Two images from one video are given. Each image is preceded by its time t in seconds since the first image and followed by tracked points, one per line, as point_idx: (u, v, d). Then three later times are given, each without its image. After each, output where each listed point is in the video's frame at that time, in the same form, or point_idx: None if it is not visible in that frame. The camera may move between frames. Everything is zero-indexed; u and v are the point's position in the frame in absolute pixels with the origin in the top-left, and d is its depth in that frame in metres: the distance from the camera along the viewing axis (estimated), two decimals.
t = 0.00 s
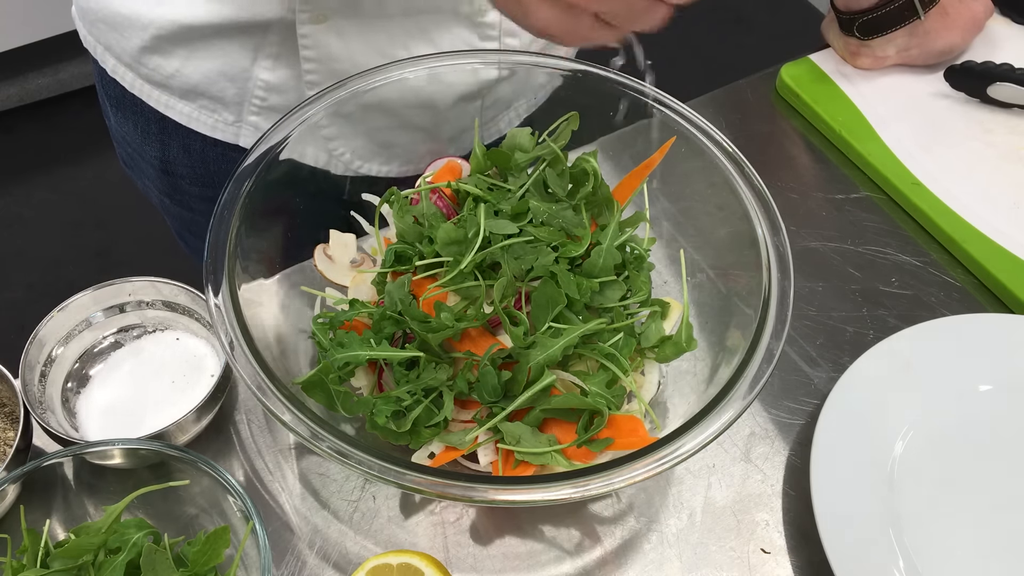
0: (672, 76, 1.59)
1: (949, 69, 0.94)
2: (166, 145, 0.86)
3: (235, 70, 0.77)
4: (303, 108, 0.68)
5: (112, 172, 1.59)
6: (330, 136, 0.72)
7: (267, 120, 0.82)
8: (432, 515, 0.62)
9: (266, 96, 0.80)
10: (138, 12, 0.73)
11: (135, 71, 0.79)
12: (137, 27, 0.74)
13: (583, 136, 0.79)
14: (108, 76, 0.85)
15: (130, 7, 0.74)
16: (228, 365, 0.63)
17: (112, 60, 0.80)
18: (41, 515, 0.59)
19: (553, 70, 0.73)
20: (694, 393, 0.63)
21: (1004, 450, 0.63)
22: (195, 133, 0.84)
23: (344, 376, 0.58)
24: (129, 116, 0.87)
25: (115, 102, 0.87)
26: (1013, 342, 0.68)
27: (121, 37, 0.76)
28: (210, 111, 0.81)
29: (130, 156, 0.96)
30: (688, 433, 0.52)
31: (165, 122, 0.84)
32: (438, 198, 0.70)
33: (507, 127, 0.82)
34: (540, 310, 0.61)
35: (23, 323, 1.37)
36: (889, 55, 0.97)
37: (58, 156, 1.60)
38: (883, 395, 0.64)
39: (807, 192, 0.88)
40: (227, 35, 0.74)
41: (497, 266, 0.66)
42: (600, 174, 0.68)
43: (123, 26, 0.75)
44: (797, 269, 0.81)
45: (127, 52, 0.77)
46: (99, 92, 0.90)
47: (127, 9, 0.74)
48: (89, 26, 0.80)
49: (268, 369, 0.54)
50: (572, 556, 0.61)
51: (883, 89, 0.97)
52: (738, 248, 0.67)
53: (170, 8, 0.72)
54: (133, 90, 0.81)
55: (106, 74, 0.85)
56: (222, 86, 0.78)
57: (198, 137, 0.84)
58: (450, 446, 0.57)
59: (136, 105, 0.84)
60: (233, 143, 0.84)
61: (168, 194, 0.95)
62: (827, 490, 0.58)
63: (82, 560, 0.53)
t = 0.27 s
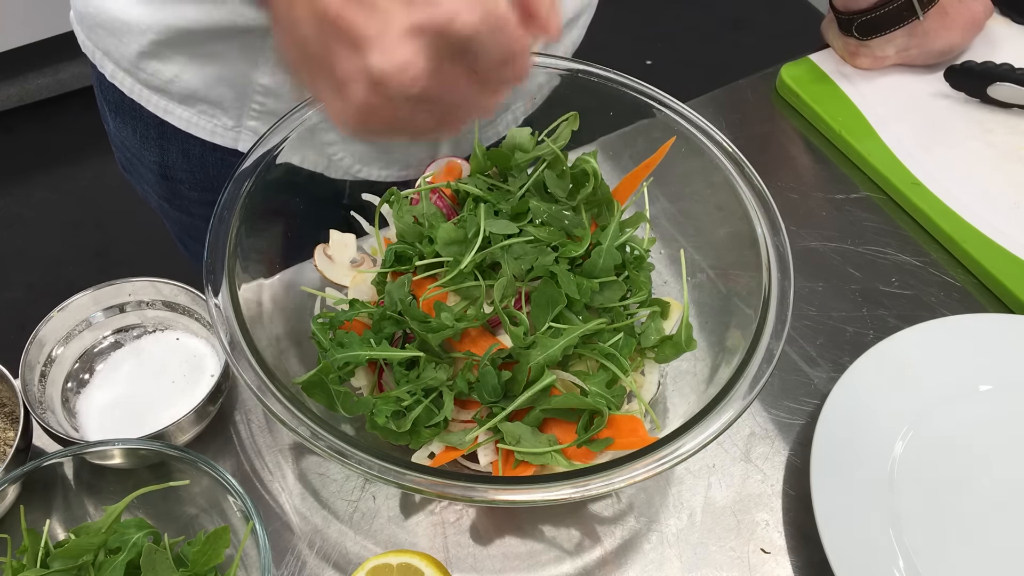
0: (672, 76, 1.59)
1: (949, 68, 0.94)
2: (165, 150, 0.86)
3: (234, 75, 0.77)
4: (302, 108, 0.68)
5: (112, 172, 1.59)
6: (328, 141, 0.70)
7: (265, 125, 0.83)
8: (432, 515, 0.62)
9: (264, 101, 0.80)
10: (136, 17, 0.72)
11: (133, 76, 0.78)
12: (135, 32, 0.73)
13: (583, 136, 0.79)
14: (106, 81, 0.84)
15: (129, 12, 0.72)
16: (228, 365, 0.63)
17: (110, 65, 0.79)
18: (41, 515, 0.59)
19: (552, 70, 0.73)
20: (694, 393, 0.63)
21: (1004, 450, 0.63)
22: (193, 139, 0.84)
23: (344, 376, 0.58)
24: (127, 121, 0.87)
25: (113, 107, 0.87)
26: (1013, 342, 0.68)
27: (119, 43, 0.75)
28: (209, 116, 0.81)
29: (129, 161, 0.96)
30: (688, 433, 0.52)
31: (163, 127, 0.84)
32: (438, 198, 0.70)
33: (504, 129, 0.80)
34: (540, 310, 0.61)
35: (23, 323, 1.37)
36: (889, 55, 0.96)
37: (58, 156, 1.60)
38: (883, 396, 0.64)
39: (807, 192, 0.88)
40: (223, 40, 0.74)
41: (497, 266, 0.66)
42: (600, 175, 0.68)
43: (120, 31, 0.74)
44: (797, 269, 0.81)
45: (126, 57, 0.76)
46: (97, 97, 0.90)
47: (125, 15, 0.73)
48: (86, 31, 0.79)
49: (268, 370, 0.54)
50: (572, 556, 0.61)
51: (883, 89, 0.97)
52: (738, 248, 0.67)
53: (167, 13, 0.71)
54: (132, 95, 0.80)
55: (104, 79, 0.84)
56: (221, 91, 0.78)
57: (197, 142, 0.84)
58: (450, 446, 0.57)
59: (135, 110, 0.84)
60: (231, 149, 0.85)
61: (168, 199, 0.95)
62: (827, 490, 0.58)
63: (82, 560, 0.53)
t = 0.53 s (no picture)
0: (672, 76, 1.59)
1: (949, 69, 0.94)
2: (161, 145, 0.86)
3: (230, 72, 0.77)
4: (301, 108, 0.68)
5: (112, 172, 1.59)
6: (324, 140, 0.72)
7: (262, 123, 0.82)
8: (432, 515, 0.62)
9: (260, 99, 0.80)
10: (134, 12, 0.73)
11: (130, 71, 0.79)
12: (132, 27, 0.74)
13: (583, 137, 0.78)
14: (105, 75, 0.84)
15: (127, 7, 0.73)
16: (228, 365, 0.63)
17: (108, 60, 0.80)
18: (41, 515, 0.59)
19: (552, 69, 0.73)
20: (694, 393, 0.63)
21: (1004, 450, 0.63)
22: (189, 134, 0.83)
23: (344, 376, 0.58)
24: (125, 116, 0.86)
25: (111, 101, 0.87)
26: (1013, 342, 0.68)
27: (116, 37, 0.76)
28: (205, 112, 0.81)
29: (127, 156, 0.95)
30: (689, 433, 0.52)
31: (160, 122, 0.83)
32: (438, 198, 0.70)
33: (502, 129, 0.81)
34: (540, 310, 0.61)
35: (23, 323, 1.37)
36: (889, 55, 0.96)
37: (58, 156, 1.60)
38: (882, 396, 0.64)
39: (807, 192, 0.88)
40: (221, 38, 0.74)
41: (497, 266, 0.66)
42: (600, 174, 0.68)
43: (118, 26, 0.75)
44: (797, 269, 0.81)
45: (122, 51, 0.77)
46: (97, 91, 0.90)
47: (123, 11, 0.74)
48: (84, 25, 0.79)
49: (268, 370, 0.54)
50: (572, 556, 0.61)
51: (883, 89, 0.97)
52: (738, 247, 0.67)
53: (164, 11, 0.72)
54: (128, 89, 0.81)
55: (104, 74, 0.85)
56: (216, 88, 0.78)
57: (192, 137, 0.84)
58: (450, 446, 0.57)
59: (132, 104, 0.84)
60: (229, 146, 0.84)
61: (165, 194, 0.95)
62: (827, 490, 0.58)
63: (82, 560, 0.53)
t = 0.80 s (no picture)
0: (673, 76, 1.59)
1: (949, 69, 0.94)
2: (167, 148, 0.86)
3: (236, 74, 0.77)
4: (303, 107, 0.68)
5: (112, 171, 1.59)
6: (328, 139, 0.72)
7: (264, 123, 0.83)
8: (432, 515, 0.62)
9: (260, 98, 0.80)
10: (139, 15, 0.73)
11: (135, 75, 0.79)
12: (138, 30, 0.73)
13: (583, 136, 0.79)
14: (109, 79, 0.84)
15: (133, 10, 0.73)
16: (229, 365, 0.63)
17: (113, 63, 0.79)
18: (41, 515, 0.59)
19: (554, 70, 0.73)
20: (694, 393, 0.63)
21: (1004, 450, 0.62)
22: (194, 137, 0.84)
23: (344, 376, 0.58)
24: (130, 119, 0.87)
25: (116, 105, 0.87)
26: (1012, 342, 0.68)
27: (122, 41, 0.75)
28: (211, 115, 0.81)
29: (131, 159, 0.95)
30: (689, 433, 0.52)
31: (165, 125, 0.84)
32: (438, 198, 0.71)
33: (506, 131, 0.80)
34: (540, 310, 0.61)
35: (23, 323, 1.37)
36: (889, 54, 0.96)
37: (58, 156, 1.60)
38: (882, 396, 0.64)
39: (807, 192, 0.88)
40: (226, 39, 0.74)
41: (497, 266, 0.66)
42: (600, 175, 0.68)
43: (124, 30, 0.74)
44: (797, 269, 0.81)
45: (128, 55, 0.76)
46: (100, 94, 0.90)
47: (129, 14, 0.73)
48: (89, 29, 0.79)
49: (268, 370, 0.54)
50: (572, 556, 0.61)
51: (883, 89, 0.97)
52: (738, 248, 0.67)
53: (171, 13, 0.72)
54: (133, 93, 0.80)
55: (108, 78, 0.84)
56: (223, 91, 0.78)
57: (198, 140, 0.84)
58: (450, 446, 0.57)
59: (138, 107, 0.84)
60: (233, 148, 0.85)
61: (169, 197, 0.95)
62: (827, 490, 0.58)
63: (82, 560, 0.53)
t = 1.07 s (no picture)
0: (673, 76, 1.59)
1: (949, 68, 0.94)
2: (184, 158, 0.87)
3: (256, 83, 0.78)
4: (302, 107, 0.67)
5: (112, 171, 1.59)
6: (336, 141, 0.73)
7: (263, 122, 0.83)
8: (432, 515, 0.62)
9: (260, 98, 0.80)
10: (154, 26, 0.72)
11: (153, 85, 0.79)
12: (156, 42, 0.73)
13: (583, 136, 0.78)
14: (124, 90, 0.84)
15: (148, 21, 0.72)
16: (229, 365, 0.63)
17: (128, 74, 0.79)
18: (41, 515, 0.59)
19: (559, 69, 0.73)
20: (694, 393, 0.63)
21: (1004, 450, 0.62)
22: (214, 145, 0.84)
23: (344, 376, 0.58)
24: (145, 130, 0.86)
25: (131, 116, 0.87)
26: (1012, 342, 0.68)
27: (139, 52, 0.75)
28: (232, 124, 0.82)
29: (143, 168, 0.95)
30: (688, 433, 0.52)
31: (183, 134, 0.84)
32: (437, 198, 0.71)
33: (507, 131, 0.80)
34: (540, 310, 0.61)
35: (24, 323, 1.37)
36: (889, 53, 0.96)
37: (58, 156, 1.60)
38: (882, 396, 0.64)
39: (807, 192, 0.88)
40: (242, 47, 0.74)
41: (497, 266, 0.67)
42: (600, 175, 0.68)
43: (141, 41, 0.74)
44: (797, 269, 0.81)
45: (146, 66, 0.76)
46: (113, 105, 0.90)
47: (145, 24, 0.72)
48: (103, 41, 0.78)
49: (268, 369, 0.54)
50: (572, 556, 0.61)
51: (882, 89, 0.97)
52: (738, 248, 0.67)
53: (187, 23, 0.71)
54: (151, 104, 0.81)
55: (123, 88, 0.84)
56: (244, 100, 0.79)
57: (218, 149, 0.85)
58: (450, 446, 0.57)
59: (154, 118, 0.84)
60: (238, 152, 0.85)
61: (185, 207, 0.96)
62: (827, 490, 0.58)
63: (82, 561, 0.53)
